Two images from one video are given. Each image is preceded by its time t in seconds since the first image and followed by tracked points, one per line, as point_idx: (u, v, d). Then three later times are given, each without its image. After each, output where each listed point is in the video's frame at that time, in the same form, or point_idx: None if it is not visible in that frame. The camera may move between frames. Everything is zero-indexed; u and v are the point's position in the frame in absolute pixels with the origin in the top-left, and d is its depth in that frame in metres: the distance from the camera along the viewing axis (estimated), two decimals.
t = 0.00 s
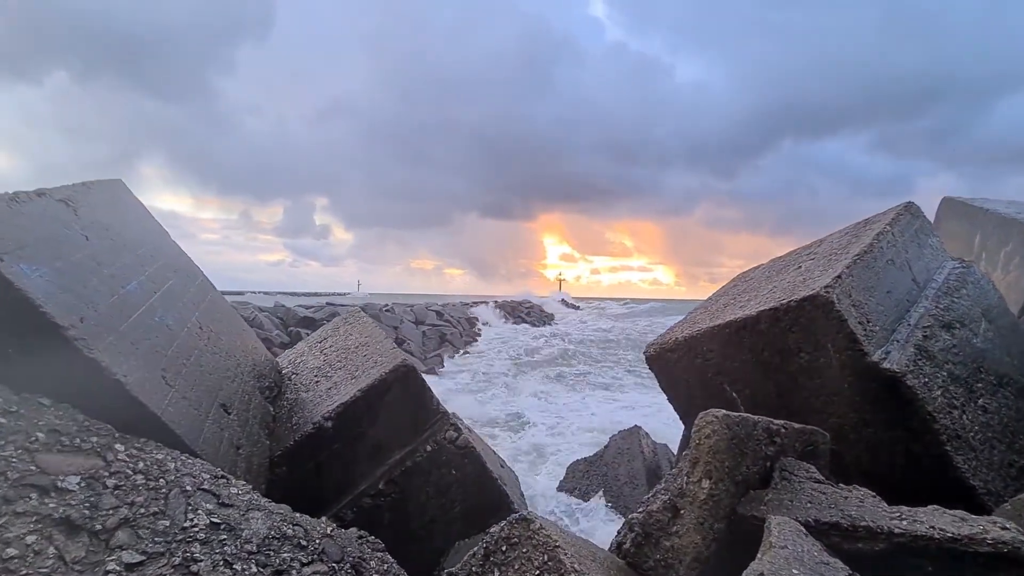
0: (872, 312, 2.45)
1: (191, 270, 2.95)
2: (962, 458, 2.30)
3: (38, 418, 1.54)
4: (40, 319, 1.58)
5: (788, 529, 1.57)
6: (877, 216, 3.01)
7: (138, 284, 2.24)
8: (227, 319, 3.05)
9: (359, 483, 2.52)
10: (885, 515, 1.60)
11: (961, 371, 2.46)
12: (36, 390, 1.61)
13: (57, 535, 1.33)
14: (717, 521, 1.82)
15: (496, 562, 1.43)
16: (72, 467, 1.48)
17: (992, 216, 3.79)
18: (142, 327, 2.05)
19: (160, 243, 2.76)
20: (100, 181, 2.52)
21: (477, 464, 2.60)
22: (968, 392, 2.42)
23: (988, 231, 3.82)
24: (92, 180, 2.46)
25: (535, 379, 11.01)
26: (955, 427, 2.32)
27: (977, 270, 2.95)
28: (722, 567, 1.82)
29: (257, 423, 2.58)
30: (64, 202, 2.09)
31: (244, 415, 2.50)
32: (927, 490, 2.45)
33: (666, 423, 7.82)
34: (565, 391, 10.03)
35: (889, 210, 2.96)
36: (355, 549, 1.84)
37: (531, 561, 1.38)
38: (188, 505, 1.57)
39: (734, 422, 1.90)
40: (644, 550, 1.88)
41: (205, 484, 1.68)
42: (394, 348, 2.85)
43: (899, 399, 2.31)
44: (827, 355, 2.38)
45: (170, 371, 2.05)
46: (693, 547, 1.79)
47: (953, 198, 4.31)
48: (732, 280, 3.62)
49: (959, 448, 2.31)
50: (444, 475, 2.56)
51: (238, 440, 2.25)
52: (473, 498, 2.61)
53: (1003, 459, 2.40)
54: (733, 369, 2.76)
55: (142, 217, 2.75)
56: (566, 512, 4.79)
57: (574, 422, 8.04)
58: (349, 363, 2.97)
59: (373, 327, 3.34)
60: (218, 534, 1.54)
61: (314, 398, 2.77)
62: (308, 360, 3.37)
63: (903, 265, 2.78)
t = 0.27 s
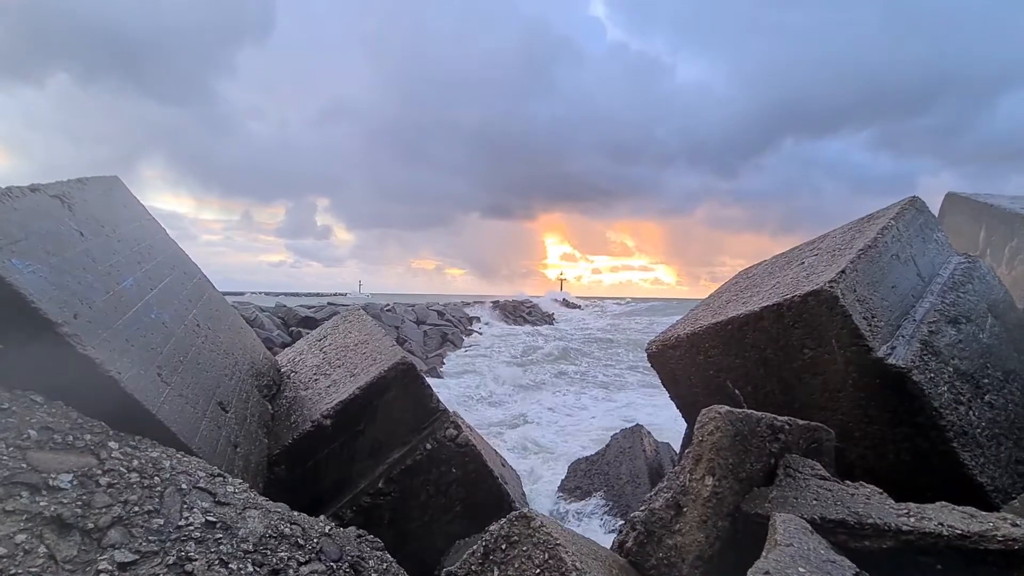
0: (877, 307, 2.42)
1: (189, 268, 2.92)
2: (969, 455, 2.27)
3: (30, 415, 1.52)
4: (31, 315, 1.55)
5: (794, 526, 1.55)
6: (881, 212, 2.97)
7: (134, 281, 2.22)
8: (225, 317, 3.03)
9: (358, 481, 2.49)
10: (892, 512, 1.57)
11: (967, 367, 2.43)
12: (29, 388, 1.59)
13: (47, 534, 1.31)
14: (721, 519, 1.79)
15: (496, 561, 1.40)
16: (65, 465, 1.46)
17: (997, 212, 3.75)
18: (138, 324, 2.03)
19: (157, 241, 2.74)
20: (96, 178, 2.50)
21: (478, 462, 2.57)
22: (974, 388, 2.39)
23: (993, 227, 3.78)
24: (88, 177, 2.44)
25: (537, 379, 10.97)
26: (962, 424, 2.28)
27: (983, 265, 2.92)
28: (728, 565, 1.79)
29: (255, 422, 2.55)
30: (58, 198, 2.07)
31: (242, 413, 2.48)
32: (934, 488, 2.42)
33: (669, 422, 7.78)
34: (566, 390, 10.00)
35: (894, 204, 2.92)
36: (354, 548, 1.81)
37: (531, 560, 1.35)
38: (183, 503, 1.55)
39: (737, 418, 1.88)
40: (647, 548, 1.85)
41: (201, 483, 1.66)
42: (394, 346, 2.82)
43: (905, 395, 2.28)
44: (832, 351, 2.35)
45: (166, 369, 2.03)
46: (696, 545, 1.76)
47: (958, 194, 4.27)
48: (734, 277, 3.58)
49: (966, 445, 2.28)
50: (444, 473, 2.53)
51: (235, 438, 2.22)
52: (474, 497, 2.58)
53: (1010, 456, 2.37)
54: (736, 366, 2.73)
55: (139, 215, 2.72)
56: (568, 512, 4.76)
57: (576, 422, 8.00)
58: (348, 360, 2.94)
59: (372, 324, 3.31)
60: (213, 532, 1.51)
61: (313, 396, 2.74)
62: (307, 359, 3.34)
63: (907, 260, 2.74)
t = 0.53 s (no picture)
0: (880, 306, 2.41)
1: (190, 266, 2.92)
2: (973, 455, 2.26)
3: (31, 412, 1.51)
4: (32, 311, 1.55)
5: (797, 525, 1.54)
6: (884, 210, 2.96)
7: (135, 279, 2.21)
8: (226, 316, 3.03)
9: (360, 479, 2.49)
10: (896, 511, 1.56)
11: (971, 366, 2.42)
12: (30, 384, 1.59)
13: (48, 530, 1.30)
14: (724, 517, 1.78)
15: (498, 559, 1.39)
16: (65, 462, 1.45)
17: (1001, 211, 3.73)
18: (139, 322, 2.02)
19: (158, 238, 2.74)
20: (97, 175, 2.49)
21: (480, 461, 2.57)
22: (978, 388, 2.38)
23: (997, 226, 3.77)
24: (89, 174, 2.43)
25: (538, 379, 10.96)
26: (966, 423, 2.27)
27: (987, 264, 2.91)
28: (730, 564, 1.78)
29: (256, 420, 2.55)
30: (59, 195, 2.06)
31: (243, 411, 2.47)
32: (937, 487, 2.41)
33: (670, 423, 7.77)
34: (568, 390, 9.99)
35: (896, 203, 2.92)
36: (355, 546, 1.81)
37: (534, 558, 1.34)
38: (184, 501, 1.54)
39: (740, 416, 1.87)
40: (649, 547, 1.85)
41: (202, 480, 1.65)
42: (395, 344, 2.82)
43: (908, 394, 2.27)
44: (834, 350, 2.34)
45: (167, 366, 2.02)
46: (699, 544, 1.75)
47: (961, 193, 4.26)
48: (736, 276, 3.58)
49: (970, 444, 2.27)
50: (446, 472, 2.52)
51: (236, 436, 2.22)
52: (476, 496, 2.57)
53: (1014, 456, 2.36)
54: (738, 365, 2.72)
55: (140, 212, 2.72)
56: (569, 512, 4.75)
57: (577, 422, 7.99)
58: (349, 359, 2.94)
59: (373, 323, 3.31)
60: (215, 530, 1.51)
61: (314, 394, 2.74)
62: (308, 357, 3.34)
63: (911, 259, 2.74)
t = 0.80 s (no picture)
0: (883, 303, 2.40)
1: (192, 262, 2.92)
2: (976, 451, 2.26)
3: (33, 406, 1.51)
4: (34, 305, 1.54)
5: (800, 521, 1.54)
6: (887, 207, 2.95)
7: (137, 274, 2.21)
8: (228, 312, 3.02)
9: (361, 476, 2.49)
10: (899, 507, 1.56)
11: (974, 362, 2.41)
12: (31, 379, 1.58)
13: (50, 524, 1.30)
14: (726, 513, 1.78)
15: (500, 554, 1.39)
16: (67, 456, 1.45)
17: (1005, 207, 3.72)
18: (141, 317, 2.02)
19: (160, 235, 2.73)
20: (98, 171, 2.49)
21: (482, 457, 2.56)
22: (982, 384, 2.37)
23: (1001, 223, 3.75)
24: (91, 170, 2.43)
25: (540, 377, 10.96)
26: (969, 419, 2.27)
27: (991, 260, 2.89)
28: (733, 560, 1.78)
29: (258, 416, 2.55)
30: (61, 190, 2.06)
31: (245, 407, 2.47)
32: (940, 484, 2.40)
33: (672, 421, 7.76)
34: (569, 388, 9.98)
35: (900, 199, 2.90)
36: (357, 542, 1.81)
37: (536, 553, 1.34)
38: (185, 496, 1.54)
39: (743, 412, 1.86)
40: (651, 543, 1.84)
41: (204, 475, 1.65)
42: (397, 340, 2.81)
43: (912, 390, 2.26)
44: (838, 347, 2.33)
45: (168, 361, 2.02)
46: (701, 540, 1.75)
47: (965, 190, 4.24)
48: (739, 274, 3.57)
49: (973, 441, 2.26)
50: (447, 468, 2.52)
51: (238, 432, 2.22)
52: (477, 492, 2.57)
53: (1018, 453, 2.35)
54: (740, 362, 2.71)
55: (141, 208, 2.72)
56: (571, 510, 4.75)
57: (579, 420, 7.99)
58: (351, 355, 2.94)
59: (375, 319, 3.30)
60: (217, 525, 1.50)
61: (316, 390, 2.74)
62: (309, 354, 3.34)
63: (914, 255, 2.73)
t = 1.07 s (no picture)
0: (884, 300, 2.40)
1: (193, 263, 2.92)
2: (978, 449, 2.25)
3: (35, 407, 1.51)
4: (34, 307, 1.55)
5: (800, 518, 1.54)
6: (887, 204, 2.95)
7: (138, 275, 2.21)
8: (229, 312, 3.03)
9: (363, 475, 2.49)
10: (900, 504, 1.56)
11: (976, 359, 2.41)
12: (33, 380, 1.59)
13: (52, 524, 1.31)
14: (727, 511, 1.78)
15: (501, 553, 1.39)
16: (69, 457, 1.45)
17: (1007, 204, 3.71)
18: (142, 318, 2.02)
19: (161, 235, 2.74)
20: (99, 172, 2.49)
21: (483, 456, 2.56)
22: (983, 381, 2.37)
23: (1003, 219, 3.75)
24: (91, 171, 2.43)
25: (541, 376, 10.96)
26: (970, 417, 2.27)
27: (992, 257, 2.89)
28: (733, 558, 1.78)
29: (259, 416, 2.55)
30: (61, 191, 2.06)
31: (246, 407, 2.48)
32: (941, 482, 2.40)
33: (674, 419, 7.76)
34: (571, 387, 9.98)
35: (901, 196, 2.90)
36: (358, 541, 1.81)
37: (537, 552, 1.34)
38: (187, 496, 1.54)
39: (744, 410, 1.86)
40: (652, 541, 1.84)
41: (205, 475, 1.65)
42: (397, 340, 2.81)
43: (913, 388, 2.26)
44: (838, 344, 2.33)
45: (170, 362, 2.02)
46: (702, 538, 1.75)
47: (967, 186, 4.23)
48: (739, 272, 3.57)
49: (975, 438, 2.26)
50: (448, 467, 2.52)
51: (239, 432, 2.22)
52: (479, 491, 2.57)
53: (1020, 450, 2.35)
54: (741, 359, 2.71)
55: (142, 209, 2.72)
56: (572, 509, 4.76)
57: (580, 418, 7.99)
58: (352, 355, 2.94)
59: (376, 319, 3.31)
60: (218, 525, 1.51)
61: (317, 390, 2.74)
62: (311, 353, 3.34)
63: (915, 252, 2.72)
